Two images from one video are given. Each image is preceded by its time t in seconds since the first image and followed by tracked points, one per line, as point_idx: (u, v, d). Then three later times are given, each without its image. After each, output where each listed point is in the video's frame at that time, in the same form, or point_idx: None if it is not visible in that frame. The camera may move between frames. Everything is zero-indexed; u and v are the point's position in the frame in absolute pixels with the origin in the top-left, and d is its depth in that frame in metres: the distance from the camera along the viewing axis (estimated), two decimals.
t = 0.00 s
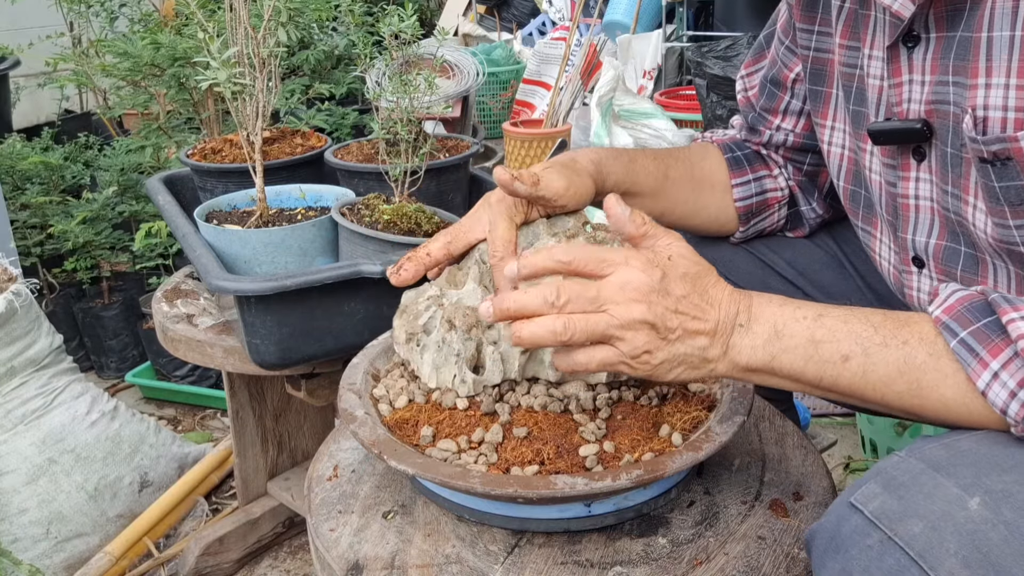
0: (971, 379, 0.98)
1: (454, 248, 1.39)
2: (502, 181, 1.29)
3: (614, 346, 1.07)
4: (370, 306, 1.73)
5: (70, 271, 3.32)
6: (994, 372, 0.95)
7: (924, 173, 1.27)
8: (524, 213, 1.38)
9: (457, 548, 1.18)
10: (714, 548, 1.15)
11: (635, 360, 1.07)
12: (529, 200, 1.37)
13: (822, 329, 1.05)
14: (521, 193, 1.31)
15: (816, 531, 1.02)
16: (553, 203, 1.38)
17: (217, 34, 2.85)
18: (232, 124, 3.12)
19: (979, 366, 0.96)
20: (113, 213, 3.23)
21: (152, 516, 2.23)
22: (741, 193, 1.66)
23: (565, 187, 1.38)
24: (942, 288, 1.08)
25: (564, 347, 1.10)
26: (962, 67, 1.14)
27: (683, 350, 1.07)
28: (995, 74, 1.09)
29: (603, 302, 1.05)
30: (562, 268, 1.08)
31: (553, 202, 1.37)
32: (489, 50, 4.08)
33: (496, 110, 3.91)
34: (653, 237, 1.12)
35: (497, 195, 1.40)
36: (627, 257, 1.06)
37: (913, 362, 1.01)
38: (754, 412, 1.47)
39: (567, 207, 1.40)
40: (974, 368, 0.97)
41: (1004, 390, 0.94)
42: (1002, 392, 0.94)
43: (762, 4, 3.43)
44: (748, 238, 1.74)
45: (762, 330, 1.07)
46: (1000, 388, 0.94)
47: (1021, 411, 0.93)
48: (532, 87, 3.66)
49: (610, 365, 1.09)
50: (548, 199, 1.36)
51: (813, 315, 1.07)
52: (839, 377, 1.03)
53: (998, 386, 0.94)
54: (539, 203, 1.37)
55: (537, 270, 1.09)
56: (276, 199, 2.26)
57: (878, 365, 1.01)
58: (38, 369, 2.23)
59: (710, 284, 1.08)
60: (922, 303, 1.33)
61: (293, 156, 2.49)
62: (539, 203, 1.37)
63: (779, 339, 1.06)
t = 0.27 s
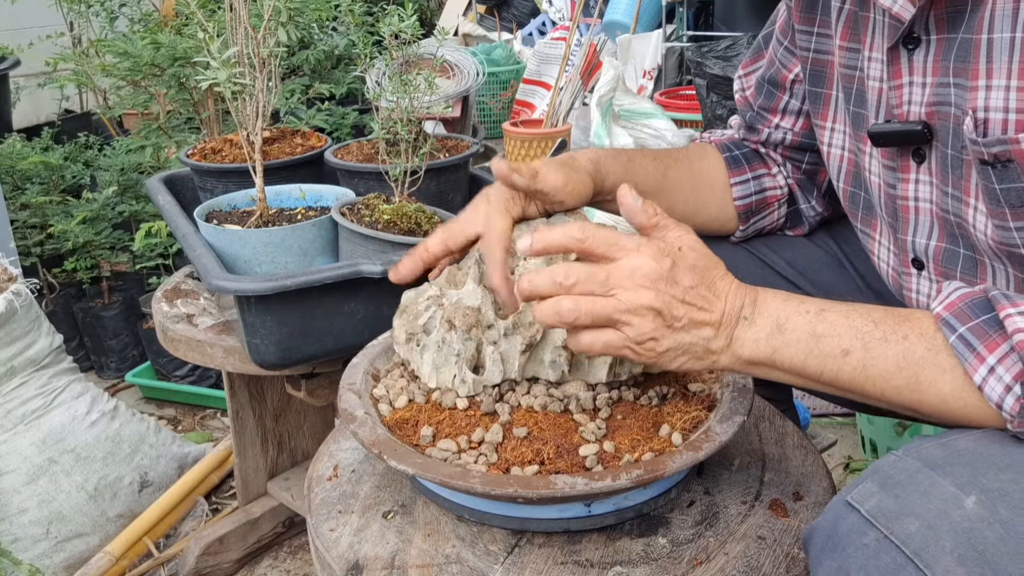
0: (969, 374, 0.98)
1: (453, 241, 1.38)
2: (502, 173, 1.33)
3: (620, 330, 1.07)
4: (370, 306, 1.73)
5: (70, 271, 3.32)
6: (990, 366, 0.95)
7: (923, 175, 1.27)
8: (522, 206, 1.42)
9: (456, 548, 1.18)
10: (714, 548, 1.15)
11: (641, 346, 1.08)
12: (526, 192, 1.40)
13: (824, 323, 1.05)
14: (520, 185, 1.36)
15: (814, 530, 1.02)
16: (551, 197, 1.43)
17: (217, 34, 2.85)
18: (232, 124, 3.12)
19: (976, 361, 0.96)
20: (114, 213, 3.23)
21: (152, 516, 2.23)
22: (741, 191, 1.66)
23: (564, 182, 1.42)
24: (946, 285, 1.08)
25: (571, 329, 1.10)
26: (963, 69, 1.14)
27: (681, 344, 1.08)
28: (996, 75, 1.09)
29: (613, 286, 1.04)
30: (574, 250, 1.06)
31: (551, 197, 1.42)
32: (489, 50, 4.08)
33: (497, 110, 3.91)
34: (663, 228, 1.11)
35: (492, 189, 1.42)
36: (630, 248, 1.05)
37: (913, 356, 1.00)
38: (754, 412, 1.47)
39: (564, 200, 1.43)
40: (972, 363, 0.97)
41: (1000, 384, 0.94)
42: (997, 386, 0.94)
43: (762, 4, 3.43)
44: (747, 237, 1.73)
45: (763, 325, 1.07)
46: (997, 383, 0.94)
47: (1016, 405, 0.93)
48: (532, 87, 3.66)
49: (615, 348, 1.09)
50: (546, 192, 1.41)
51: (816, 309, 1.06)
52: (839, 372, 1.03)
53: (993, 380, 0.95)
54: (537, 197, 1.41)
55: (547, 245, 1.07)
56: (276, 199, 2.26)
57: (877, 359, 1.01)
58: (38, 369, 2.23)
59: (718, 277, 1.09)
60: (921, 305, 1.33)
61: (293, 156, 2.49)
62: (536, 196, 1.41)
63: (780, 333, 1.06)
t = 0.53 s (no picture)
0: (972, 378, 0.97)
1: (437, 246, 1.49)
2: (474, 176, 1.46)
3: (619, 341, 1.07)
4: (370, 306, 1.73)
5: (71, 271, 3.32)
6: (994, 370, 0.95)
7: (926, 174, 1.26)
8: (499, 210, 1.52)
9: (456, 548, 1.18)
10: (714, 548, 1.15)
11: (641, 356, 1.07)
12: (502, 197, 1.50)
13: (824, 329, 1.05)
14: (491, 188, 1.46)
15: (818, 533, 1.02)
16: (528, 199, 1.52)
17: (217, 34, 2.85)
18: (232, 123, 3.12)
19: (979, 364, 0.96)
20: (114, 213, 3.23)
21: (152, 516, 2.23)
22: (735, 190, 1.66)
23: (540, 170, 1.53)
24: (946, 288, 1.07)
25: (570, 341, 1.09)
26: (967, 68, 1.14)
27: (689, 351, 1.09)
28: (1000, 74, 1.09)
29: (611, 298, 1.05)
30: (568, 270, 1.07)
31: (528, 200, 1.51)
32: (489, 50, 4.08)
33: (497, 110, 3.91)
34: (660, 237, 1.12)
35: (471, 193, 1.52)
36: (626, 261, 1.06)
37: (914, 361, 1.01)
38: (754, 412, 1.47)
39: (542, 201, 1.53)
40: (975, 367, 0.96)
41: (1004, 388, 0.94)
42: (1001, 390, 0.94)
43: (762, 4, 3.43)
44: (746, 236, 1.73)
45: (763, 331, 1.07)
46: (1000, 387, 0.94)
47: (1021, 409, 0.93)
48: (532, 87, 3.66)
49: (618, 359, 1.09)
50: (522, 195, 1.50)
51: (816, 315, 1.07)
52: (841, 376, 1.04)
53: (997, 384, 0.94)
54: (513, 199, 1.51)
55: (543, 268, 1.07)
56: (276, 199, 2.26)
57: (880, 364, 1.02)
58: (38, 369, 2.23)
59: (717, 284, 1.09)
60: (923, 305, 1.32)
61: (293, 156, 2.49)
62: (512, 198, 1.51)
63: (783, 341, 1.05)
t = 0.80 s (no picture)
0: (976, 379, 0.97)
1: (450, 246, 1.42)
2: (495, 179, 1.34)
3: (615, 337, 1.07)
4: (370, 306, 1.73)
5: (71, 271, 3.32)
6: (998, 370, 0.94)
7: (928, 174, 1.26)
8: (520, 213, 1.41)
9: (456, 548, 1.18)
10: (714, 548, 1.15)
11: (636, 352, 1.07)
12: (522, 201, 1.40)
13: (826, 328, 1.05)
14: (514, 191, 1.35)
15: (820, 532, 1.01)
16: (546, 202, 1.42)
17: (217, 34, 2.85)
18: (232, 123, 3.12)
19: (983, 364, 0.95)
20: (113, 213, 3.23)
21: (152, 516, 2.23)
22: (740, 190, 1.66)
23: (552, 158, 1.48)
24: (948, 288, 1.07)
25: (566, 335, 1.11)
26: (969, 67, 1.14)
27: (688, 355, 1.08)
28: (1001, 73, 1.09)
29: (605, 292, 1.06)
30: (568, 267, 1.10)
31: (548, 202, 1.41)
32: (489, 50, 4.08)
33: (497, 110, 3.91)
34: (661, 235, 1.12)
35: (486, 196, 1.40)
36: (624, 258, 1.07)
37: (918, 361, 1.00)
38: (754, 412, 1.47)
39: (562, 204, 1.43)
40: (979, 367, 0.96)
41: (1008, 389, 0.94)
42: (1005, 390, 0.94)
43: (763, 4, 3.43)
44: (747, 236, 1.73)
45: (766, 331, 1.07)
46: (1004, 388, 0.94)
47: None
48: (532, 87, 3.66)
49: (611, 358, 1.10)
50: (542, 198, 1.40)
51: (819, 315, 1.06)
52: (845, 375, 1.03)
53: (1002, 384, 0.94)
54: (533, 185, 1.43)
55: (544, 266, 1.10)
56: (276, 199, 2.25)
57: (883, 364, 1.01)
58: (38, 369, 2.23)
59: (718, 283, 1.09)
60: (925, 304, 1.32)
61: (293, 156, 2.49)
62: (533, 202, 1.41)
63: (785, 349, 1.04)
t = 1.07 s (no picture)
0: None
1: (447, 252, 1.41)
2: (485, 193, 1.33)
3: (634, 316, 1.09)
4: (370, 307, 1.73)
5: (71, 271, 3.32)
6: None
7: (965, 120, 1.24)
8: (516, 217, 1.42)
9: (457, 548, 1.18)
10: (714, 548, 1.15)
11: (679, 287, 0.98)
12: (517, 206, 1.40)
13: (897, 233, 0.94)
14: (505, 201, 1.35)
15: (825, 538, 1.02)
16: (540, 204, 1.41)
17: (217, 34, 2.85)
18: (232, 123, 3.12)
19: None
20: (114, 213, 3.23)
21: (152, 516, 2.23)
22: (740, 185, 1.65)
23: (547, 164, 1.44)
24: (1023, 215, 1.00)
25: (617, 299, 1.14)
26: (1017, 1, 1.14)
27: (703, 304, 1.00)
28: None
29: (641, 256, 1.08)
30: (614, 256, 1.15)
31: (541, 205, 1.40)
32: (489, 50, 4.08)
33: (497, 110, 3.92)
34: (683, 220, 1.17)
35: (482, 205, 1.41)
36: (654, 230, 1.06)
37: (994, 269, 0.91)
38: (754, 412, 1.47)
39: (556, 204, 1.42)
40: None
41: None
42: None
43: (763, 4, 3.43)
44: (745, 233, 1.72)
45: (833, 234, 0.95)
46: None
47: None
48: (532, 87, 3.66)
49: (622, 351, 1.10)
50: (535, 203, 1.39)
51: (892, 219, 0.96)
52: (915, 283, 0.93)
53: None
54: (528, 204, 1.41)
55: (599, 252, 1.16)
56: (276, 199, 2.25)
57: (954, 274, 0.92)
58: (38, 369, 2.23)
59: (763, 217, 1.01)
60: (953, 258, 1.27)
61: (293, 156, 2.49)
62: (526, 206, 1.40)
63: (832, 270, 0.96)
